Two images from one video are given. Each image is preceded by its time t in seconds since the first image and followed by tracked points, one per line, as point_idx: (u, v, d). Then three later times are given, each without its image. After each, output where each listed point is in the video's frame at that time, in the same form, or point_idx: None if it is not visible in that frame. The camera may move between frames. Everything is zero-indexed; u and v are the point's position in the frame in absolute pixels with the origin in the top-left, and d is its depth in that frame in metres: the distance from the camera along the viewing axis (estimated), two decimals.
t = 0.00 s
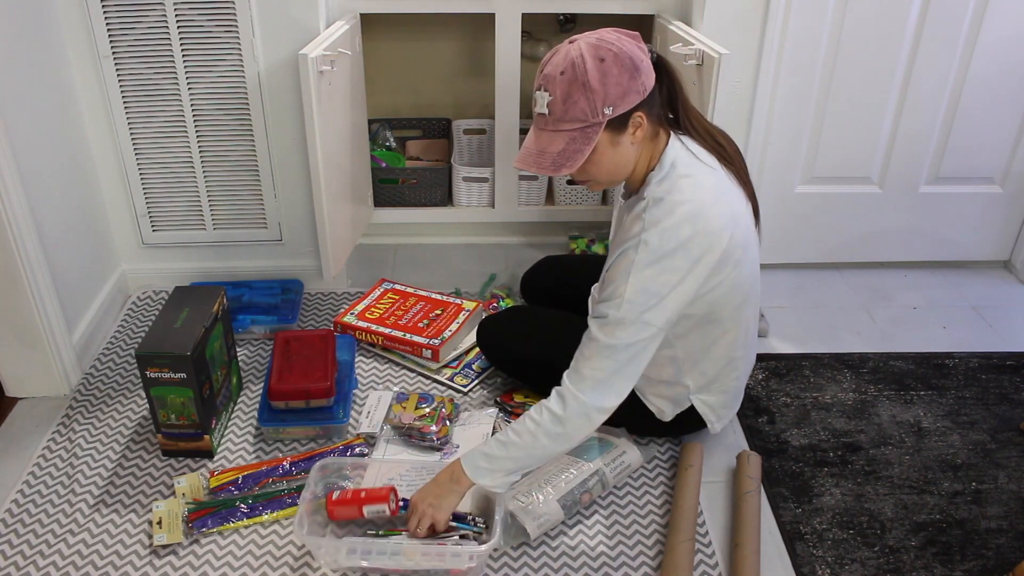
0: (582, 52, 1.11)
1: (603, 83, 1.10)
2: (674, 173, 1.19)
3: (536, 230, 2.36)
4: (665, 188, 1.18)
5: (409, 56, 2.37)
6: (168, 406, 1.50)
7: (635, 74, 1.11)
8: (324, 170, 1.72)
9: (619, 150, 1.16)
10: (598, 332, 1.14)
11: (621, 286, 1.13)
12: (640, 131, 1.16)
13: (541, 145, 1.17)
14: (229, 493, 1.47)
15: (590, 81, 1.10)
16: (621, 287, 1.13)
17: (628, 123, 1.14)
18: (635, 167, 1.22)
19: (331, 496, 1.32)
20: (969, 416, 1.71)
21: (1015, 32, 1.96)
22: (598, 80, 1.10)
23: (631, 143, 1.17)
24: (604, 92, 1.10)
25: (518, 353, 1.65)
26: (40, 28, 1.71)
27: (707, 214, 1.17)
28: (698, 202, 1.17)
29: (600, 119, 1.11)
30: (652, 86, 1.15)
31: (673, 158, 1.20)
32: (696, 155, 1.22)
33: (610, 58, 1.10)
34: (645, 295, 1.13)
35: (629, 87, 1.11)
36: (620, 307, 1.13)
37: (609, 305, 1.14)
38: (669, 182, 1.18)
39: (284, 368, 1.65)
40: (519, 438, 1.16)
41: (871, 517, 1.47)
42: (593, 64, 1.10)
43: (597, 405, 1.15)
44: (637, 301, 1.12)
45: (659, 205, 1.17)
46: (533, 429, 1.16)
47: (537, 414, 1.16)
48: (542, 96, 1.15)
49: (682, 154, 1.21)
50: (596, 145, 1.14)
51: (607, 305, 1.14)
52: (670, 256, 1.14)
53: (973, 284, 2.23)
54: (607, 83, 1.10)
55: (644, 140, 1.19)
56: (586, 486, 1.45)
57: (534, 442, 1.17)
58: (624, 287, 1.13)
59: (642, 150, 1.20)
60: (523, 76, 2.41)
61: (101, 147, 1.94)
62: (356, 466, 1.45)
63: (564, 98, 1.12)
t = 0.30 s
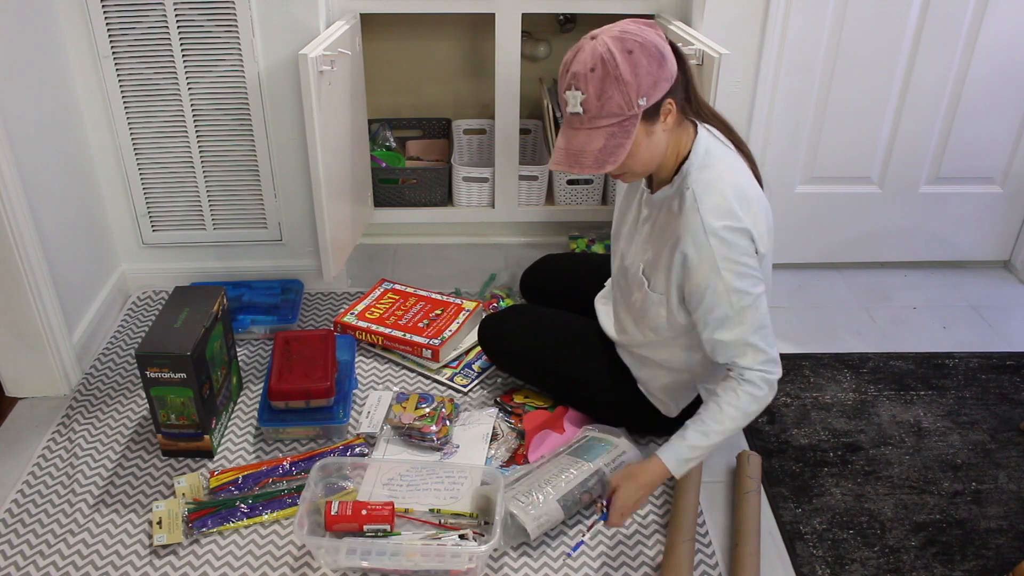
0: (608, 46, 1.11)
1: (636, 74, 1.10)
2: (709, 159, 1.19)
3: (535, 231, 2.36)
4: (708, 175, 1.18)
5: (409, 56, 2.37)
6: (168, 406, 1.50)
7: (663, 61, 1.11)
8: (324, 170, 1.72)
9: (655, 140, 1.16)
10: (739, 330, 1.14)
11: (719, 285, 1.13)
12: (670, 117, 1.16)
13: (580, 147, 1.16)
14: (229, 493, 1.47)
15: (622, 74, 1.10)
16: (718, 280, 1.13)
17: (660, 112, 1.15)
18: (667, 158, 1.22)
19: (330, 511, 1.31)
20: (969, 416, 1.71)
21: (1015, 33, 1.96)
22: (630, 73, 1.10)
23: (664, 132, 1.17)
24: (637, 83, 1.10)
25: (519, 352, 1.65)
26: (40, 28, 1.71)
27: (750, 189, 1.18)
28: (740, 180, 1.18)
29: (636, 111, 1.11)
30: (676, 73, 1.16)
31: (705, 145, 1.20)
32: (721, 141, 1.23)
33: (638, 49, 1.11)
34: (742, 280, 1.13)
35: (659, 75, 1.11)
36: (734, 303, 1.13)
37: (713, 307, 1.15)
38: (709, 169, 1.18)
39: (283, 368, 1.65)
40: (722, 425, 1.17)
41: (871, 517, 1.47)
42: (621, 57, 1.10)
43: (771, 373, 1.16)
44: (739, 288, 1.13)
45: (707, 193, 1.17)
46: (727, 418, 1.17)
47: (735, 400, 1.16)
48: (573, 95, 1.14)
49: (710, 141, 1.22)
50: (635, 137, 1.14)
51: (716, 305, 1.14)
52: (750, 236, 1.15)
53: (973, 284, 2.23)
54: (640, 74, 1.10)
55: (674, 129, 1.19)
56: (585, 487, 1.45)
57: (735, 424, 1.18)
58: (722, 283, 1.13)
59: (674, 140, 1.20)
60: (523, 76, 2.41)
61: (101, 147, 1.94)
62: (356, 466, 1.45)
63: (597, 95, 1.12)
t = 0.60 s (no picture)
0: (631, 42, 1.11)
1: (651, 78, 1.10)
2: (702, 170, 1.20)
3: (535, 230, 2.36)
4: (694, 184, 1.19)
5: (409, 57, 2.37)
6: (168, 406, 1.50)
7: (681, 71, 1.12)
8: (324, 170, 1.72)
9: (653, 143, 1.17)
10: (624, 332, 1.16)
11: (650, 282, 1.14)
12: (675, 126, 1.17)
13: (578, 130, 1.16)
14: (229, 493, 1.47)
15: (638, 73, 1.10)
16: (648, 279, 1.15)
17: (667, 117, 1.15)
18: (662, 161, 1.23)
19: (330, 503, 1.31)
20: (969, 416, 1.71)
21: (1015, 32, 1.96)
22: (646, 75, 1.10)
23: (664, 137, 1.18)
24: (650, 86, 1.10)
25: (519, 351, 1.65)
26: (40, 28, 1.71)
27: (734, 211, 1.18)
28: (726, 199, 1.18)
29: (642, 113, 1.12)
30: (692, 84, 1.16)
31: (701, 153, 1.21)
32: (723, 153, 1.23)
33: (660, 52, 1.11)
34: (674, 291, 1.14)
35: (674, 83, 1.12)
36: (648, 301, 1.14)
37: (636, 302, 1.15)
38: (698, 178, 1.19)
39: (284, 368, 1.65)
40: (542, 440, 1.19)
41: (871, 517, 1.47)
42: (642, 56, 1.10)
43: (619, 408, 1.17)
44: (666, 298, 1.14)
45: (687, 200, 1.18)
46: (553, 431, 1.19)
47: (561, 415, 1.18)
48: (585, 80, 1.14)
49: (710, 151, 1.22)
50: (634, 137, 1.15)
51: (636, 300, 1.15)
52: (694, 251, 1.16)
53: (973, 284, 2.23)
54: (654, 78, 1.10)
55: (677, 135, 1.20)
56: (585, 487, 1.45)
57: (558, 443, 1.19)
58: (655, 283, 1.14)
59: (673, 146, 1.21)
60: (523, 76, 2.41)
61: (101, 147, 1.94)
62: (356, 466, 1.45)
63: (609, 86, 1.12)
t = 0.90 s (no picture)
0: (605, 41, 1.11)
1: (625, 75, 1.10)
2: (685, 170, 1.20)
3: (535, 230, 2.36)
4: (677, 185, 1.19)
5: (409, 57, 2.37)
6: (168, 406, 1.50)
7: (657, 67, 1.12)
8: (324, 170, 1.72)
9: (633, 142, 1.17)
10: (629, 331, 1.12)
11: (637, 284, 1.13)
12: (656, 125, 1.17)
13: (557, 130, 1.17)
14: (229, 493, 1.47)
15: (611, 71, 1.10)
16: (635, 283, 1.13)
17: (646, 115, 1.15)
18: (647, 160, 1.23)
19: (335, 498, 1.34)
20: (969, 417, 1.71)
21: (1015, 32, 1.96)
22: (619, 72, 1.10)
23: (645, 135, 1.18)
24: (624, 83, 1.11)
25: (518, 350, 1.65)
26: (40, 28, 1.71)
27: (718, 211, 1.18)
28: (709, 198, 1.18)
29: (617, 111, 1.12)
30: (672, 81, 1.16)
31: (685, 153, 1.21)
32: (709, 154, 1.23)
33: (634, 50, 1.11)
34: (661, 294, 1.12)
35: (650, 79, 1.12)
36: (637, 305, 1.12)
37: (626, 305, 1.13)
38: (681, 179, 1.19)
39: (284, 368, 1.65)
40: (546, 441, 1.12)
41: (871, 517, 1.47)
42: (615, 55, 1.11)
43: (623, 412, 1.12)
44: (653, 302, 1.12)
45: (670, 201, 1.18)
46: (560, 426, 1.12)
47: (567, 416, 1.12)
48: (562, 81, 1.15)
49: (695, 150, 1.22)
50: (612, 135, 1.15)
51: (626, 303, 1.13)
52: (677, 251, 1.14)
53: (973, 284, 2.23)
54: (629, 75, 1.10)
55: (659, 133, 1.20)
56: (586, 487, 1.45)
57: (560, 447, 1.13)
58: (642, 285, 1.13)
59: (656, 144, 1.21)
60: (523, 76, 2.41)
61: (101, 147, 1.94)
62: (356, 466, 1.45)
63: (584, 86, 1.13)
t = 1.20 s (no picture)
0: (603, 42, 1.12)
1: (626, 73, 1.10)
2: (688, 168, 1.19)
3: (535, 230, 2.36)
4: (682, 180, 1.19)
5: (408, 57, 2.37)
6: (168, 406, 1.50)
7: (655, 64, 1.12)
8: (324, 170, 1.72)
9: (638, 141, 1.17)
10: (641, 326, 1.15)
11: (649, 285, 1.15)
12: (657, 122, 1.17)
13: (561, 136, 1.16)
14: (229, 493, 1.47)
15: (613, 71, 1.10)
16: (648, 279, 1.15)
17: (648, 113, 1.15)
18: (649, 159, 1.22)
19: (335, 500, 1.33)
20: (969, 416, 1.71)
21: (1015, 32, 1.96)
22: (621, 70, 1.10)
23: (647, 134, 1.17)
24: (627, 82, 1.10)
25: (518, 351, 1.65)
26: (40, 27, 1.71)
27: (724, 202, 1.18)
28: (716, 191, 1.18)
29: (622, 109, 1.11)
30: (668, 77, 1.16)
31: (686, 152, 1.21)
32: (705, 146, 1.23)
33: (631, 48, 1.11)
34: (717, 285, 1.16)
35: (650, 76, 1.12)
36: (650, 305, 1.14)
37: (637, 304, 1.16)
38: (685, 173, 1.19)
39: (284, 368, 1.65)
40: (556, 436, 1.18)
41: (871, 517, 1.47)
42: (615, 54, 1.11)
43: (634, 406, 1.18)
44: (666, 298, 1.14)
45: (676, 198, 1.17)
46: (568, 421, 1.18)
47: (576, 413, 1.18)
48: (561, 86, 1.14)
49: (695, 148, 1.22)
50: (618, 135, 1.14)
51: (637, 304, 1.16)
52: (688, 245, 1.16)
53: (973, 284, 2.23)
54: (630, 73, 1.10)
55: (659, 132, 1.20)
56: (586, 486, 1.45)
57: (569, 438, 1.18)
58: (654, 286, 1.15)
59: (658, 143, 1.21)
60: (523, 76, 2.41)
61: (101, 147, 1.94)
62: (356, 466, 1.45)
63: (586, 88, 1.12)
